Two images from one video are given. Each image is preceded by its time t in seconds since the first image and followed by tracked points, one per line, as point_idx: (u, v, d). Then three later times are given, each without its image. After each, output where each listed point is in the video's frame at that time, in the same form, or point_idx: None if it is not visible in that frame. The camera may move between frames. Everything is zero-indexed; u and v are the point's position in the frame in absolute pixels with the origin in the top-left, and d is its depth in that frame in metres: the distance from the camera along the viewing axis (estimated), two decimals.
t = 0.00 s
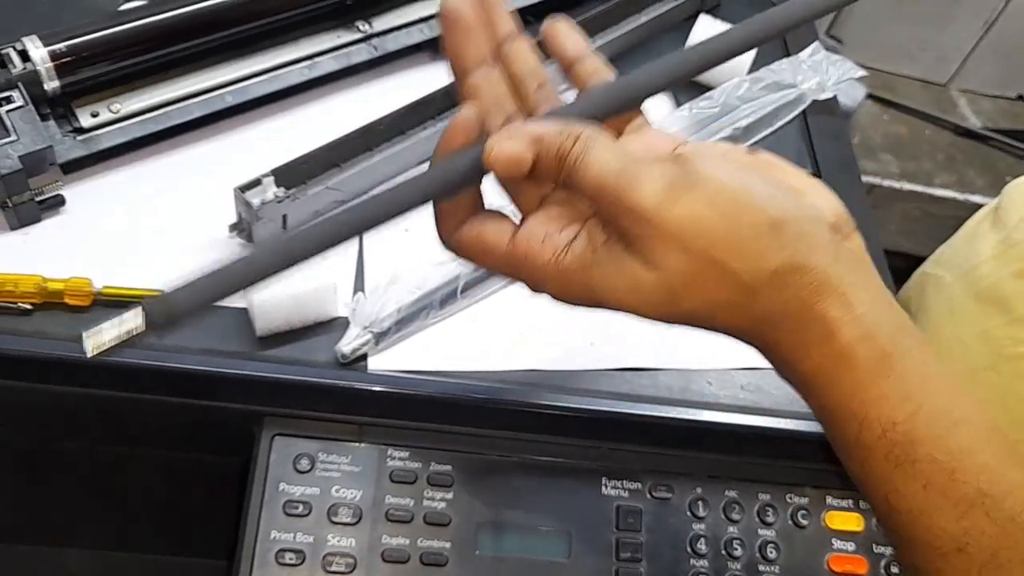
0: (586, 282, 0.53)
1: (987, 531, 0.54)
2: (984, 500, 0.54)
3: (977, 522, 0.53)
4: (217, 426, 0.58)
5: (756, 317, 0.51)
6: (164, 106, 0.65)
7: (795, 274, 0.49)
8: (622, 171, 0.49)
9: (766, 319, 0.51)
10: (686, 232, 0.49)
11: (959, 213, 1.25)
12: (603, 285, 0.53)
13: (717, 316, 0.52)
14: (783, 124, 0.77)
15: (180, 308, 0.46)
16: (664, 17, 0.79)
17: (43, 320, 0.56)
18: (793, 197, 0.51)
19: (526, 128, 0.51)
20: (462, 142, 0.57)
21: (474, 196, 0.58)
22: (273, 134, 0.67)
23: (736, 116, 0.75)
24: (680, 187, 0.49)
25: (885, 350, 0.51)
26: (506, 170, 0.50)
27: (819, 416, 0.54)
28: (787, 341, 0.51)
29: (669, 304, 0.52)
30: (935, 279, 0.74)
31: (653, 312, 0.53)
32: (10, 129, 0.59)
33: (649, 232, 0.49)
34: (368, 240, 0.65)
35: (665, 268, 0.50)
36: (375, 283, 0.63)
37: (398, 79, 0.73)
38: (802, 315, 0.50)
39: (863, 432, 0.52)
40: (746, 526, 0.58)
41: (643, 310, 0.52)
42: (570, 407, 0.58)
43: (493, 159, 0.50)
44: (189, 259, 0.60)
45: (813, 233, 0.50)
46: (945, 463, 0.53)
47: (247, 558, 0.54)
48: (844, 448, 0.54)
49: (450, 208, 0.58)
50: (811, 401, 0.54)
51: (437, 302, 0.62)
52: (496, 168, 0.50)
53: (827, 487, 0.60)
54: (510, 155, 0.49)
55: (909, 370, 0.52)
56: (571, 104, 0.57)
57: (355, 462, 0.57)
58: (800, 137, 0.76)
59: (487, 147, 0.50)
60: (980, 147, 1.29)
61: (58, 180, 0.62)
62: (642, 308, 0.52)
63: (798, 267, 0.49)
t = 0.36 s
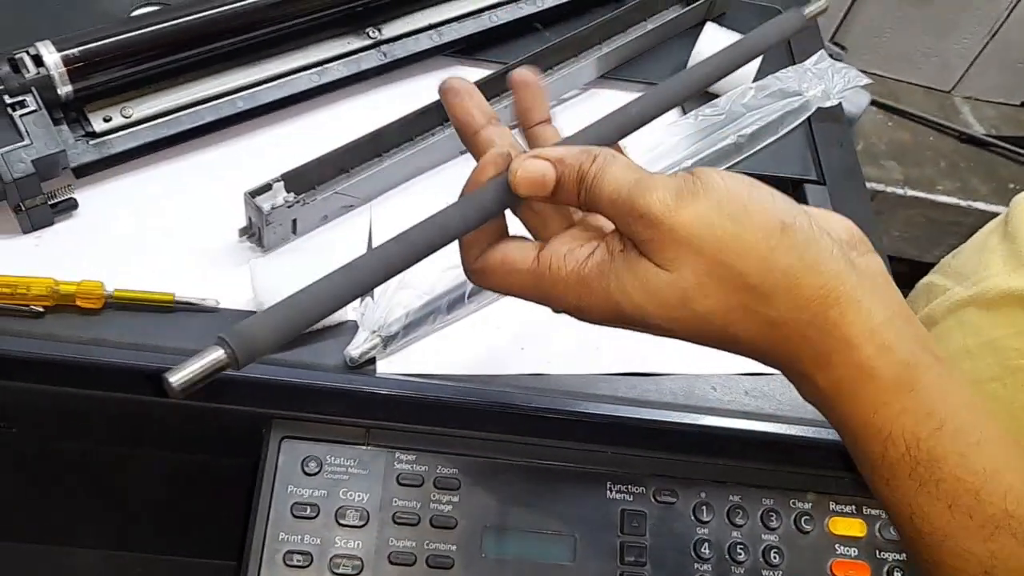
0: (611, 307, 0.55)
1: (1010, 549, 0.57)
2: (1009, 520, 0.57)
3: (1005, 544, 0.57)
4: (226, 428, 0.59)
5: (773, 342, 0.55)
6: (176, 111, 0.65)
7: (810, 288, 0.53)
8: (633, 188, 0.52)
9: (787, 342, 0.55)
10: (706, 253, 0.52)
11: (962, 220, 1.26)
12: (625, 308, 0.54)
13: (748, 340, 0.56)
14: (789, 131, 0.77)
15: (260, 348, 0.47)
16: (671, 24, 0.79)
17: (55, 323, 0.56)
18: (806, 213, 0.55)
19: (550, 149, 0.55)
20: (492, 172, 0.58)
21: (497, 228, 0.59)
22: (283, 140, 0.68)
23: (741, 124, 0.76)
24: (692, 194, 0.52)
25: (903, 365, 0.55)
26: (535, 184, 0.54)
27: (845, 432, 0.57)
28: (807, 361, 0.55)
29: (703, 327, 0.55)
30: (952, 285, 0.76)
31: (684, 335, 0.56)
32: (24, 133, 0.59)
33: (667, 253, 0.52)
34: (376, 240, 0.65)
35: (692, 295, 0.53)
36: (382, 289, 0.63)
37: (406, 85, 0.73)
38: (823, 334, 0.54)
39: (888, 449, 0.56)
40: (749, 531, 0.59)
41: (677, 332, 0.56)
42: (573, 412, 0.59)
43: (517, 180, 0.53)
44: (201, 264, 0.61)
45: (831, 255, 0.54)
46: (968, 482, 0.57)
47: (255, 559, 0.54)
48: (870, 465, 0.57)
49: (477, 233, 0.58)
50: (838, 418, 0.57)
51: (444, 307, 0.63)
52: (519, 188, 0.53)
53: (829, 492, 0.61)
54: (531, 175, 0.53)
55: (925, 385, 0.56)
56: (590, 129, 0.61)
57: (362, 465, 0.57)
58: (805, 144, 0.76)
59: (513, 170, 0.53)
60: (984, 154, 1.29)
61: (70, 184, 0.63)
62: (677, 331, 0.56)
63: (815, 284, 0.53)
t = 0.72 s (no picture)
0: (648, 343, 0.54)
1: None
2: None
3: None
4: (234, 437, 0.59)
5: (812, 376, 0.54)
6: (185, 118, 0.65)
7: (850, 310, 0.53)
8: (673, 207, 0.53)
9: (827, 374, 0.54)
10: (747, 271, 0.52)
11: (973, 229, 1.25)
12: (665, 341, 0.53)
13: (786, 376, 0.55)
14: (800, 141, 0.76)
15: (280, 401, 0.48)
16: (682, 32, 0.79)
17: (61, 331, 0.56)
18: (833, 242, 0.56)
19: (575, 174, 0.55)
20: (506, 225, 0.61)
21: (518, 280, 0.58)
22: (293, 147, 0.68)
23: (751, 134, 0.76)
24: (726, 217, 0.53)
25: (938, 395, 0.55)
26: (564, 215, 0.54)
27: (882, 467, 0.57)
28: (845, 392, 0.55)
29: (743, 364, 0.54)
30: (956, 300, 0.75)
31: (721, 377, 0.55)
32: (32, 140, 0.59)
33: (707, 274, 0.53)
34: (385, 249, 0.65)
35: (733, 320, 0.53)
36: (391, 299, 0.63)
37: (415, 92, 0.73)
38: (861, 358, 0.54)
39: (927, 478, 0.56)
40: (758, 546, 0.58)
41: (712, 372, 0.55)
42: (581, 424, 0.59)
43: (543, 197, 0.54)
44: (209, 272, 0.61)
45: (862, 278, 0.55)
46: (1007, 514, 0.56)
47: (261, 569, 0.54)
48: (906, 497, 0.57)
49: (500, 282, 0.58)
50: (874, 454, 0.56)
51: (452, 316, 0.63)
52: (544, 204, 0.54)
53: (838, 507, 0.60)
54: (557, 193, 0.53)
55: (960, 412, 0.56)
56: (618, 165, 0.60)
57: (369, 475, 0.57)
58: (817, 155, 0.76)
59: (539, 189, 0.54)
60: (995, 163, 1.29)
61: (79, 191, 0.63)
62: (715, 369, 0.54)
63: (852, 305, 0.53)
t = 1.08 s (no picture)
0: (667, 371, 0.54)
1: None
2: None
3: None
4: (244, 452, 0.59)
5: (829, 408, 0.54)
6: (199, 132, 0.65)
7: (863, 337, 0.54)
8: (692, 234, 0.55)
9: (844, 405, 0.54)
10: (762, 295, 0.53)
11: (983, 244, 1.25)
12: (684, 368, 0.54)
13: (803, 409, 0.55)
14: (812, 158, 0.76)
15: (255, 383, 0.50)
16: (694, 48, 0.79)
17: (74, 345, 0.56)
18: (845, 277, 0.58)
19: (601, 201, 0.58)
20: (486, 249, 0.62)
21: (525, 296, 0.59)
22: (306, 161, 0.68)
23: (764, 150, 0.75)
24: (742, 246, 0.54)
25: (957, 426, 0.55)
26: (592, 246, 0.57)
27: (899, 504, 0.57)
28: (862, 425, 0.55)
29: (761, 395, 0.54)
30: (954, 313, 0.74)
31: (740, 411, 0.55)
32: (48, 154, 0.59)
33: (724, 298, 0.53)
34: (397, 264, 0.65)
35: (750, 346, 0.53)
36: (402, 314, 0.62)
37: (428, 107, 0.73)
38: (875, 388, 0.54)
39: (952, 508, 0.55)
40: (768, 565, 0.58)
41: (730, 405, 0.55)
42: (591, 442, 0.59)
43: (573, 223, 0.56)
44: (221, 286, 0.61)
45: (872, 309, 0.56)
46: None
47: None
48: (929, 531, 0.56)
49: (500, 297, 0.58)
50: (892, 493, 0.56)
51: (464, 332, 0.62)
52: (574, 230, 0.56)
53: (848, 526, 0.60)
54: (585, 212, 0.56)
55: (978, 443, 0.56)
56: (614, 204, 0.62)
57: (380, 492, 0.57)
58: (828, 173, 0.76)
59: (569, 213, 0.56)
60: (1006, 177, 1.29)
61: (93, 205, 0.63)
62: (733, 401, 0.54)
63: (864, 334, 0.54)
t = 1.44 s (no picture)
0: (664, 386, 0.55)
1: None
2: None
3: None
4: (256, 462, 0.59)
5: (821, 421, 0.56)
6: (215, 143, 0.66)
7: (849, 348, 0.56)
8: (694, 244, 0.55)
9: (835, 416, 0.56)
10: (758, 309, 0.54)
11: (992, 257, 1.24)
12: (681, 382, 0.54)
13: (797, 420, 0.56)
14: (823, 174, 0.76)
15: (289, 366, 0.51)
16: (706, 63, 0.79)
17: (90, 354, 0.57)
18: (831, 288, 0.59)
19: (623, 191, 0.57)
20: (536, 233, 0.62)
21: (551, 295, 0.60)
22: (320, 172, 0.69)
23: (776, 166, 0.75)
24: (738, 258, 0.55)
25: (943, 428, 0.56)
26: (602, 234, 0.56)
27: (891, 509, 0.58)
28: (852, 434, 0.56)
29: (757, 408, 0.55)
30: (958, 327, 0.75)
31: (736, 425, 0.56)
32: (65, 164, 0.60)
33: (718, 310, 0.55)
34: (410, 277, 0.65)
35: (744, 358, 0.54)
36: (414, 328, 0.63)
37: (441, 119, 0.74)
38: (863, 398, 0.56)
39: (944, 507, 0.56)
40: None
41: (727, 418, 0.56)
42: (601, 457, 0.59)
43: (593, 208, 0.55)
44: (235, 296, 0.61)
45: (857, 322, 0.58)
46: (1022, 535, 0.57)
47: None
48: (926, 536, 0.56)
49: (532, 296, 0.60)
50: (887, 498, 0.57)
51: (477, 345, 0.63)
52: (594, 215, 0.55)
53: (858, 544, 0.60)
54: (607, 204, 0.55)
55: (965, 444, 0.57)
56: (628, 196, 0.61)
57: (391, 504, 0.57)
58: (840, 189, 0.76)
59: (585, 201, 0.56)
60: (1015, 191, 1.29)
61: (109, 215, 0.63)
62: (729, 414, 0.55)
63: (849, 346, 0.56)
